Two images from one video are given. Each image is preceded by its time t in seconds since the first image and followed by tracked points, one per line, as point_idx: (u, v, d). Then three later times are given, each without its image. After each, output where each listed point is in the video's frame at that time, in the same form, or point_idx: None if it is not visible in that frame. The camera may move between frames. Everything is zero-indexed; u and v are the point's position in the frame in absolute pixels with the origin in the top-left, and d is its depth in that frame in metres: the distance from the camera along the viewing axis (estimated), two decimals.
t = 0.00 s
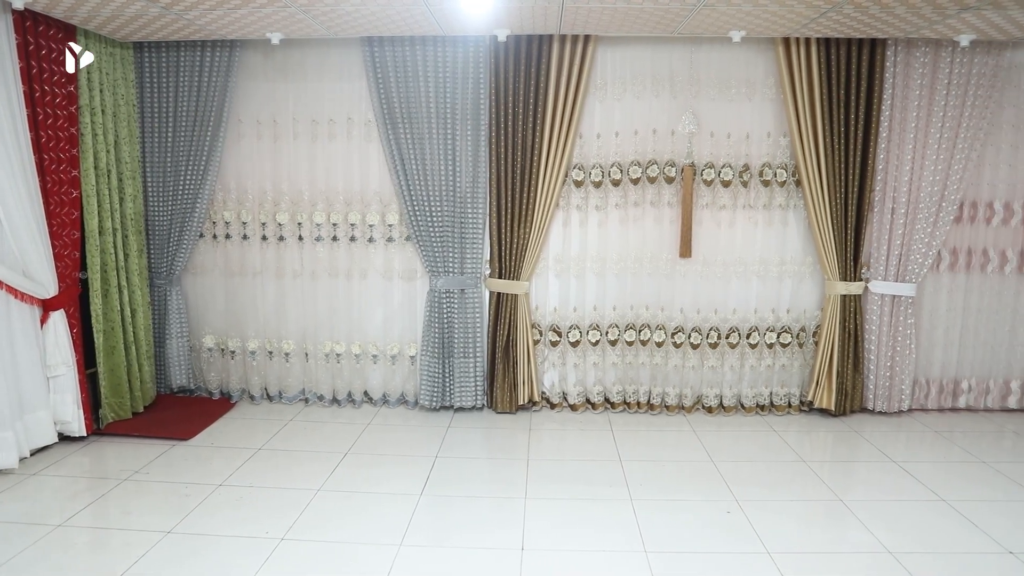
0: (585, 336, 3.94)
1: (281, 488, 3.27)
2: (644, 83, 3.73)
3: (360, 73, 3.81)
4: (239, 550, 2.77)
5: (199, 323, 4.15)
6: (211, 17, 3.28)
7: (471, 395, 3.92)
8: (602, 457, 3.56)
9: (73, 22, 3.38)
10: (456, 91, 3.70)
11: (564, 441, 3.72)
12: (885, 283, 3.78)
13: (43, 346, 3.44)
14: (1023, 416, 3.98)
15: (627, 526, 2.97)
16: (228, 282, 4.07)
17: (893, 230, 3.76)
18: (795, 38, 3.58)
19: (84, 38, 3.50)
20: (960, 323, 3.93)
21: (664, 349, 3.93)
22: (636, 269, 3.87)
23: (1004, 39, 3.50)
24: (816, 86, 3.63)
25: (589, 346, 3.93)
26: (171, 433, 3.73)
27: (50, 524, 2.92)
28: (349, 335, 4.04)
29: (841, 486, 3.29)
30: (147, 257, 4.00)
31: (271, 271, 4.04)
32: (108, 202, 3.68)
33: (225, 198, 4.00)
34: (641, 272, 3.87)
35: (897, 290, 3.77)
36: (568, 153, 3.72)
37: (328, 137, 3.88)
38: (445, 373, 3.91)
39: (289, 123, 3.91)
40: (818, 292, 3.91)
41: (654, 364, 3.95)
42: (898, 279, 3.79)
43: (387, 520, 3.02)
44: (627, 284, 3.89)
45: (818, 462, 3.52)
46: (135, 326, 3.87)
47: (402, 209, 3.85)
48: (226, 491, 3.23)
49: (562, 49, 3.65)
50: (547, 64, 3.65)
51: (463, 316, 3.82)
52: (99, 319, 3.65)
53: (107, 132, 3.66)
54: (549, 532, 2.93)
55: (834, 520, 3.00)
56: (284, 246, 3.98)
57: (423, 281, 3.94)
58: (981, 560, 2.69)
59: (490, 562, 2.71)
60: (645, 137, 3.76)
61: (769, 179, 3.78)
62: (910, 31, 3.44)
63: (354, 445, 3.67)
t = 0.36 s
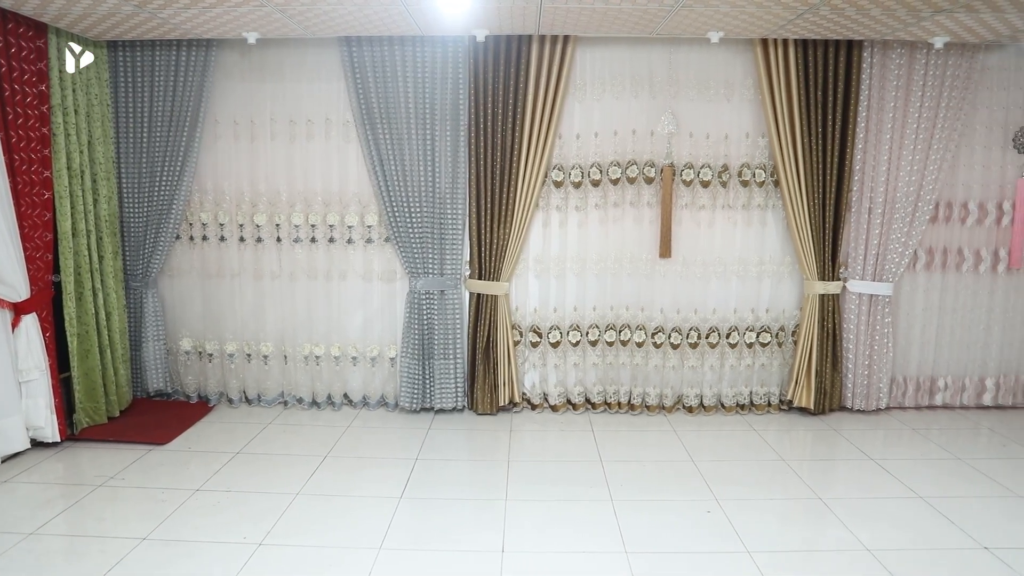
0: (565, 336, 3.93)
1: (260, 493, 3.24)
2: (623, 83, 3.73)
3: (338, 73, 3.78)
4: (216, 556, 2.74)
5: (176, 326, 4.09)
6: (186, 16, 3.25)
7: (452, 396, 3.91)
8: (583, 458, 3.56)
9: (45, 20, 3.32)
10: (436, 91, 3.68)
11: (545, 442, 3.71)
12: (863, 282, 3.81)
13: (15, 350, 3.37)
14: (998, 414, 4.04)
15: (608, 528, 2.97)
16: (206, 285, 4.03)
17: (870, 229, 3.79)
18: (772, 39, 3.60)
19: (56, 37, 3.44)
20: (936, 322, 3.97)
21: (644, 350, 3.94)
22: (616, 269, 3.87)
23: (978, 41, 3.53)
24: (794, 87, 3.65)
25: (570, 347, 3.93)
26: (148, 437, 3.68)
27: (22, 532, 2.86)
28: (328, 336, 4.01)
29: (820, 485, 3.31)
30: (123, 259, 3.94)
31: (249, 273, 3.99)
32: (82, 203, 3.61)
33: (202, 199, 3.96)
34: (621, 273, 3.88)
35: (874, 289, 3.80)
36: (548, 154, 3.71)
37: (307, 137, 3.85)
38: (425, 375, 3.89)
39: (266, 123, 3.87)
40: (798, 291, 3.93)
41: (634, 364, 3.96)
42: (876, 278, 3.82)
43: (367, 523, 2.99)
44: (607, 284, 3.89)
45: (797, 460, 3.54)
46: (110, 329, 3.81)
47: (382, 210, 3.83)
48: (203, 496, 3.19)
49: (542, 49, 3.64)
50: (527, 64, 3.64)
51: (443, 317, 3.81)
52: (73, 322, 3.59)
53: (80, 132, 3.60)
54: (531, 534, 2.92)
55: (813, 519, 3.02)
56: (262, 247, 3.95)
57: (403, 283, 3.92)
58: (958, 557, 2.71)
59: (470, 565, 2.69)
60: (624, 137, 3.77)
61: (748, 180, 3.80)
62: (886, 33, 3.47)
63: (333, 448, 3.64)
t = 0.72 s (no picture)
0: (523, 337, 3.93)
1: (213, 500, 3.17)
2: (579, 84, 3.74)
3: (291, 72, 3.72)
4: (167, 567, 2.67)
5: (125, 330, 3.98)
6: (131, 12, 3.16)
7: (410, 398, 3.89)
8: (542, 458, 3.57)
9: None
10: (391, 90, 3.64)
11: (504, 443, 3.71)
12: (815, 280, 3.89)
13: None
14: (945, 407, 4.16)
15: (567, 527, 2.97)
16: (156, 288, 3.92)
17: (822, 228, 3.87)
18: (726, 41, 3.64)
19: None
20: (886, 318, 4.06)
21: (602, 349, 3.96)
22: (573, 269, 3.89)
23: (923, 45, 3.63)
24: (747, 88, 3.70)
25: (528, 347, 3.93)
26: (96, 446, 3.58)
27: None
28: (284, 340, 3.95)
29: (774, 479, 3.37)
30: (68, 262, 3.82)
31: (201, 276, 3.91)
32: (24, 204, 3.47)
33: (152, 200, 3.85)
34: (578, 273, 3.89)
35: (826, 287, 3.88)
36: (505, 155, 3.71)
37: (260, 137, 3.78)
38: (382, 378, 3.86)
39: (218, 123, 3.79)
40: (752, 289, 3.99)
41: (592, 363, 3.98)
42: (828, 276, 3.90)
43: (323, 529, 2.95)
44: (564, 284, 3.90)
45: (752, 457, 3.59)
46: (56, 335, 3.68)
47: (337, 211, 3.78)
48: (154, 506, 3.11)
49: (498, 49, 3.63)
50: (484, 64, 3.62)
51: (401, 318, 3.78)
52: (16, 328, 3.46)
53: (22, 130, 3.45)
54: (490, 535, 2.91)
55: (767, 513, 3.07)
56: (215, 250, 3.87)
57: (359, 284, 3.88)
58: (908, 548, 2.77)
59: (428, 569, 2.67)
60: (581, 138, 3.78)
61: (703, 179, 3.84)
62: (835, 36, 3.54)
63: (289, 453, 3.59)
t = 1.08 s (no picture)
0: (467, 338, 3.93)
1: (147, 511, 3.06)
2: (521, 85, 3.75)
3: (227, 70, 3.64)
4: None
5: (53, 337, 3.82)
6: (55, 5, 3.03)
7: (353, 402, 3.84)
8: (487, 459, 3.56)
9: None
10: (330, 90, 3.59)
11: (449, 445, 3.69)
12: (753, 279, 3.98)
13: None
14: (877, 399, 4.30)
15: (512, 528, 2.97)
16: (86, 293, 3.78)
17: (759, 228, 3.96)
18: (664, 44, 3.70)
19: None
20: (821, 315, 4.18)
21: (546, 349, 3.98)
22: (516, 269, 3.89)
23: (852, 50, 3.74)
24: (686, 90, 3.76)
25: (471, 348, 3.93)
26: (22, 458, 3.41)
27: None
28: (222, 344, 3.86)
29: (714, 474, 3.43)
30: None
31: (134, 279, 3.79)
32: None
33: (80, 202, 3.71)
34: (521, 273, 3.90)
35: (763, 286, 3.98)
36: (446, 155, 3.69)
37: (194, 137, 3.68)
38: (324, 381, 3.80)
39: (150, 122, 3.67)
40: (692, 288, 4.06)
41: (536, 363, 3.99)
42: (765, 274, 3.99)
43: (264, 537, 2.87)
44: (507, 284, 3.90)
45: (693, 453, 3.65)
46: None
47: (276, 212, 3.71)
48: (85, 518, 2.97)
49: (439, 49, 3.61)
50: (424, 64, 3.60)
51: (342, 321, 3.73)
52: None
53: None
54: (434, 538, 2.88)
55: (708, 508, 3.11)
56: (149, 253, 3.75)
57: (299, 287, 3.82)
58: (845, 538, 2.84)
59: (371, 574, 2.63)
60: (523, 138, 3.79)
61: (643, 180, 3.90)
62: (769, 40, 3.62)
63: (228, 461, 3.51)
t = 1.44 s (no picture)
0: (418, 340, 3.91)
1: (89, 523, 2.95)
2: (470, 86, 3.74)
3: (168, 69, 3.56)
4: None
5: None
6: None
7: (303, 406, 3.79)
8: (440, 462, 3.54)
9: None
10: (276, 89, 3.53)
11: (402, 448, 3.66)
12: (702, 278, 4.05)
13: None
14: (823, 394, 4.42)
15: (466, 530, 2.95)
16: (21, 299, 3.62)
17: (707, 228, 4.03)
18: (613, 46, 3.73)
19: None
20: (768, 312, 4.27)
21: (498, 350, 3.98)
22: (466, 271, 3.89)
23: (794, 54, 3.84)
24: (635, 92, 3.80)
25: (423, 350, 3.91)
26: None
27: None
28: (167, 350, 3.76)
29: (665, 472, 3.47)
30: None
31: (73, 285, 3.66)
32: None
33: (14, 204, 3.56)
34: (472, 275, 3.90)
35: (712, 285, 4.05)
36: (395, 156, 3.67)
37: (135, 138, 3.59)
38: (273, 386, 3.74)
39: (88, 121, 3.56)
40: (642, 288, 4.11)
41: (488, 365, 3.99)
42: (713, 274, 4.06)
43: (211, 547, 2.80)
44: (457, 286, 3.90)
45: (645, 451, 3.69)
46: None
47: (222, 215, 3.64)
48: (21, 533, 2.85)
49: (387, 49, 3.58)
50: (372, 64, 3.57)
51: (291, 324, 3.68)
52: None
53: None
54: (387, 542, 2.86)
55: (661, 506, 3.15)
56: (88, 257, 3.64)
57: (247, 290, 3.76)
58: (794, 531, 2.90)
59: None
60: (472, 139, 3.79)
61: (592, 180, 3.94)
62: (715, 43, 3.69)
63: (174, 470, 3.42)
